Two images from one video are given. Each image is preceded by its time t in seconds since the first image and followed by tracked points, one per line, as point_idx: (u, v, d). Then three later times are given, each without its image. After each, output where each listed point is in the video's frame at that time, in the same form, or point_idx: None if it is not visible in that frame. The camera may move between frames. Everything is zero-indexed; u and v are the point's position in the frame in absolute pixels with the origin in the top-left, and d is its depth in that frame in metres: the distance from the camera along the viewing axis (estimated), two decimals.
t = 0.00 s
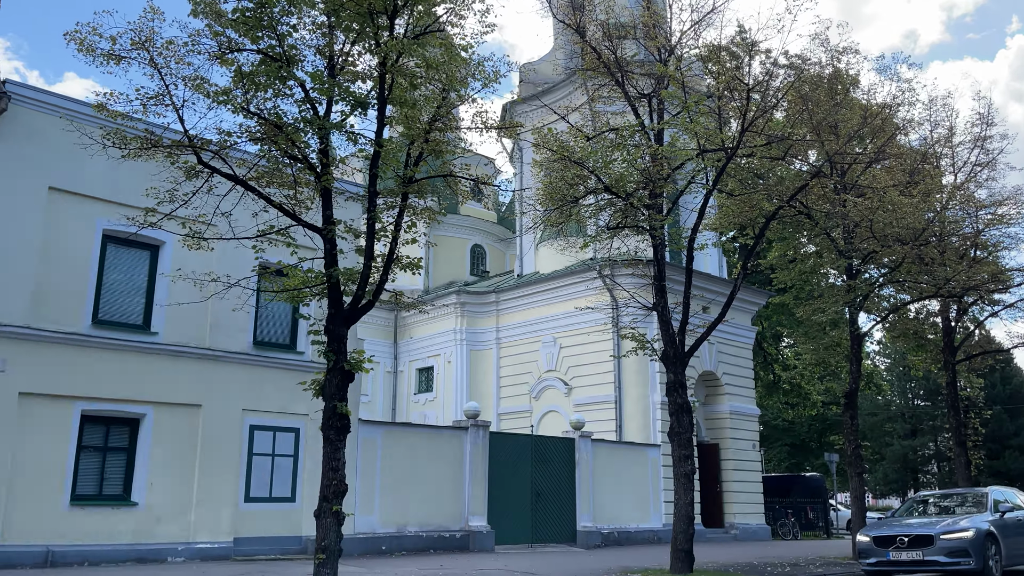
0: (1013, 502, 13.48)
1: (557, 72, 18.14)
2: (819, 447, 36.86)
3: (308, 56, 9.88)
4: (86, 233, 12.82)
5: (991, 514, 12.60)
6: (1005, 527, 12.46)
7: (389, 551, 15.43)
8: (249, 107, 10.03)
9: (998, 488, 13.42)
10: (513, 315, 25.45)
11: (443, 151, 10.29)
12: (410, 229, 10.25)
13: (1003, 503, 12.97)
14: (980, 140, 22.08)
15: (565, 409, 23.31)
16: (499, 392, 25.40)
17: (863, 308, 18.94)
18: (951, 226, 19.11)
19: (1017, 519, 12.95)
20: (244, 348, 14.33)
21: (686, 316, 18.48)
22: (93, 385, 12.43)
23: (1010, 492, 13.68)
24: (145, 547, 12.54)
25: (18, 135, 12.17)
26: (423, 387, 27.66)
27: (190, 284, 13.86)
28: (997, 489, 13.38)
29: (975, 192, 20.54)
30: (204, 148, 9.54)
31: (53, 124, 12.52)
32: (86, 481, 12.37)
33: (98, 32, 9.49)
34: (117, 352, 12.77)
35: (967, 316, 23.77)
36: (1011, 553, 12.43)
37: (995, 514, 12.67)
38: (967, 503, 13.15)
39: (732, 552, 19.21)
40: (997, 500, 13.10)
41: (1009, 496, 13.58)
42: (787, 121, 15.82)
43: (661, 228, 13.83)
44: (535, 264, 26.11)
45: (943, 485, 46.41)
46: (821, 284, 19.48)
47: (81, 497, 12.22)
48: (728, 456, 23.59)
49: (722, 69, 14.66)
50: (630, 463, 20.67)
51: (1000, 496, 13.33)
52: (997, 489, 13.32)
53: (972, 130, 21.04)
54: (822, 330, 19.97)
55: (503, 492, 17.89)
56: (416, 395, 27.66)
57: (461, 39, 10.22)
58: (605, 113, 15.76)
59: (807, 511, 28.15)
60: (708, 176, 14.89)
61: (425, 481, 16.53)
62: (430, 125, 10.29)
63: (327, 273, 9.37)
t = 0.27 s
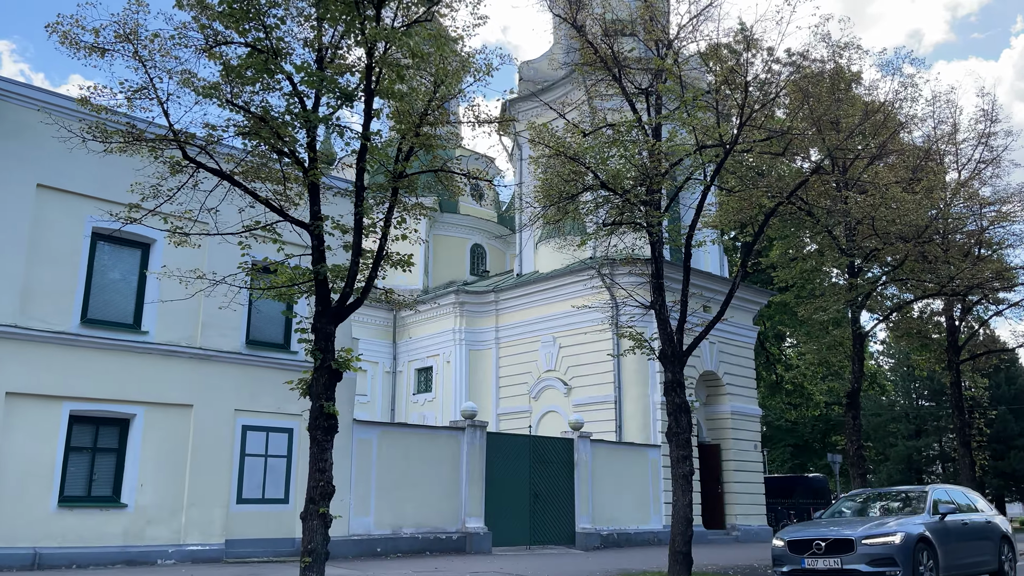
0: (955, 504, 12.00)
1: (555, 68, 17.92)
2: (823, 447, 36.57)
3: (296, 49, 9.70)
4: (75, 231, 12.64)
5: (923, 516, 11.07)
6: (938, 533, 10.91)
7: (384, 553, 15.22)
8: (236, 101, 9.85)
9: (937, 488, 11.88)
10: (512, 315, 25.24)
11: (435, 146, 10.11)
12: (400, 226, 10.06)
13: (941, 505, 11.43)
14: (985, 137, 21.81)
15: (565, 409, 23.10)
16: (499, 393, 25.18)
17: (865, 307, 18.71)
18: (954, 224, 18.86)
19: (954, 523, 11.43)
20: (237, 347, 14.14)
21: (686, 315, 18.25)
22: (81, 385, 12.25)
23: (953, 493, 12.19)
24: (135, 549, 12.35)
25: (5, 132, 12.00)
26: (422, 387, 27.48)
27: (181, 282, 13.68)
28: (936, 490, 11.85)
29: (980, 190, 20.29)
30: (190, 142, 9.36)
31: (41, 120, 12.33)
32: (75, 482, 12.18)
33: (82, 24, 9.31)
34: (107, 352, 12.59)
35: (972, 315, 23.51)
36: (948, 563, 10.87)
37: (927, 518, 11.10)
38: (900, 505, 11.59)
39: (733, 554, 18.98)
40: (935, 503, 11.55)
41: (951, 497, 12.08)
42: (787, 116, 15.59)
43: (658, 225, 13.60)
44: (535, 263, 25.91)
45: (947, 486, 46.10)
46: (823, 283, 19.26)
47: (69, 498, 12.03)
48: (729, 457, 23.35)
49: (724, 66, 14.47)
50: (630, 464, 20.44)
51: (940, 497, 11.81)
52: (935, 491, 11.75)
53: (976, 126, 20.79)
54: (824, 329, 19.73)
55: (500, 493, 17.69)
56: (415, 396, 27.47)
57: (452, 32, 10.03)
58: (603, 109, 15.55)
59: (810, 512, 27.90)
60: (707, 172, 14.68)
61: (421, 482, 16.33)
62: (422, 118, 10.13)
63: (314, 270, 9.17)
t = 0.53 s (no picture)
0: (875, 503, 10.45)
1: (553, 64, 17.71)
2: (827, 449, 36.24)
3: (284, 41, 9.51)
4: (64, 228, 12.46)
5: (829, 517, 9.44)
6: (846, 537, 9.26)
7: (379, 555, 14.99)
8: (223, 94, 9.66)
9: (851, 484, 10.33)
10: (512, 315, 25.02)
11: (425, 139, 9.89)
12: (390, 221, 9.84)
13: (853, 504, 9.83)
14: (990, 133, 21.55)
15: (565, 410, 22.86)
16: (498, 394, 24.95)
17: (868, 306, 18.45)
18: (959, 221, 18.59)
19: (869, 524, 9.83)
20: (229, 346, 13.95)
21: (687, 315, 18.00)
22: (70, 384, 12.06)
23: (873, 490, 10.63)
24: (124, 551, 12.14)
25: None
26: (421, 388, 27.27)
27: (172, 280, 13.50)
28: (851, 487, 10.25)
29: (984, 187, 20.02)
30: (175, 135, 9.16)
31: (28, 115, 12.14)
32: (63, 483, 11.98)
33: (64, 15, 9.12)
34: (96, 351, 12.40)
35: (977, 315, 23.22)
36: (859, 575, 9.23)
37: (832, 518, 9.47)
38: (807, 504, 9.94)
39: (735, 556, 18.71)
40: (847, 501, 9.96)
41: (871, 494, 10.52)
42: (789, 112, 15.34)
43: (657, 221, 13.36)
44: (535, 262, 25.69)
45: (953, 488, 45.72)
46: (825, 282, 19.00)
47: (57, 499, 11.82)
48: (731, 458, 23.08)
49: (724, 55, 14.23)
50: (630, 465, 20.17)
51: (857, 495, 10.22)
52: (848, 487, 10.17)
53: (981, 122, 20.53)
54: (827, 329, 19.47)
55: (498, 494, 17.45)
56: (415, 397, 27.25)
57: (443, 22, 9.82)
58: (601, 104, 15.32)
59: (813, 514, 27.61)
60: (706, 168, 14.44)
61: (417, 483, 16.10)
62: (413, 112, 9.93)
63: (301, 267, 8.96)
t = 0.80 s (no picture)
0: (748, 504, 8.04)
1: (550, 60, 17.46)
2: (831, 452, 35.93)
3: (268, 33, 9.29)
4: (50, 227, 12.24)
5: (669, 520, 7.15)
6: (690, 548, 7.00)
7: (373, 560, 14.75)
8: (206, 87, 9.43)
9: (713, 481, 7.93)
10: (511, 317, 24.79)
11: (415, 133, 9.67)
12: (379, 218, 9.63)
13: (708, 504, 7.51)
14: (994, 132, 21.29)
15: (564, 412, 22.61)
16: (497, 396, 24.70)
17: (871, 307, 18.17)
18: (963, 221, 18.32)
19: (727, 529, 7.49)
20: (219, 347, 13.73)
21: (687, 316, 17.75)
22: (56, 385, 11.85)
23: (748, 488, 8.22)
24: (110, 556, 11.91)
25: None
26: (420, 390, 27.03)
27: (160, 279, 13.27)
28: (717, 484, 7.92)
29: (988, 186, 19.76)
30: (156, 130, 8.94)
31: (11, 112, 11.91)
32: (49, 486, 11.76)
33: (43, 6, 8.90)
34: (83, 352, 12.19)
35: (981, 316, 22.94)
36: None
37: (673, 520, 7.19)
38: (653, 504, 7.63)
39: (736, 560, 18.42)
40: (704, 502, 7.61)
41: (744, 494, 8.12)
42: (789, 108, 15.10)
43: (653, 219, 13.10)
44: (534, 262, 25.42)
45: (958, 491, 45.37)
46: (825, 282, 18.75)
47: (42, 503, 11.60)
48: (733, 461, 22.80)
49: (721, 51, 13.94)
50: (630, 468, 19.89)
51: (721, 494, 7.87)
52: (704, 482, 7.81)
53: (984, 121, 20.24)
54: (830, 329, 19.20)
55: (495, 498, 17.20)
56: (413, 399, 27.02)
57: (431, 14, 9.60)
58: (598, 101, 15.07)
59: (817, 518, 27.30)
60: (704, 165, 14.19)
61: (411, 486, 15.87)
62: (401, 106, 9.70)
63: (285, 265, 8.74)
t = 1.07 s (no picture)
0: (513, 495, 6.41)
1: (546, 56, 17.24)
2: (834, 453, 35.63)
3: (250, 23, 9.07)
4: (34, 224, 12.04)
5: (366, 521, 5.56)
6: (396, 556, 5.47)
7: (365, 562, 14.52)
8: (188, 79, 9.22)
9: (467, 467, 6.31)
10: (508, 317, 24.57)
11: (401, 126, 9.44)
12: (365, 212, 9.41)
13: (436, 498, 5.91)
14: (997, 129, 21.02)
15: (562, 413, 22.37)
16: (495, 397, 24.46)
17: (873, 306, 17.90)
18: (965, 219, 18.07)
19: (465, 532, 5.89)
20: (207, 346, 13.52)
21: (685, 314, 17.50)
22: (39, 384, 11.65)
23: (524, 476, 6.58)
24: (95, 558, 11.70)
25: None
26: (417, 391, 26.81)
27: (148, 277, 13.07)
28: (467, 470, 6.29)
29: (991, 183, 19.51)
30: (135, 122, 8.73)
31: None
32: (32, 488, 11.55)
33: None
34: (67, 351, 11.99)
35: (984, 315, 22.67)
36: None
37: (370, 523, 5.58)
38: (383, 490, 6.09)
39: (735, 562, 18.16)
40: (437, 495, 6.02)
41: (511, 483, 6.47)
42: (788, 104, 14.85)
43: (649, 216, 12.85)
44: (532, 262, 25.16)
45: (963, 493, 45.02)
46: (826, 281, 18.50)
47: (25, 504, 11.39)
48: (733, 462, 22.53)
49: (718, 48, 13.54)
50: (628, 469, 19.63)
51: (470, 483, 6.24)
52: (446, 469, 6.18)
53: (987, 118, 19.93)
54: (830, 328, 18.94)
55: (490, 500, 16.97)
56: (411, 400, 26.81)
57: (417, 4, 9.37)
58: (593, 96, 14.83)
59: (819, 520, 27.00)
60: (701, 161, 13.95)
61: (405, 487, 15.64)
62: (388, 98, 9.49)
63: (267, 260, 8.53)
